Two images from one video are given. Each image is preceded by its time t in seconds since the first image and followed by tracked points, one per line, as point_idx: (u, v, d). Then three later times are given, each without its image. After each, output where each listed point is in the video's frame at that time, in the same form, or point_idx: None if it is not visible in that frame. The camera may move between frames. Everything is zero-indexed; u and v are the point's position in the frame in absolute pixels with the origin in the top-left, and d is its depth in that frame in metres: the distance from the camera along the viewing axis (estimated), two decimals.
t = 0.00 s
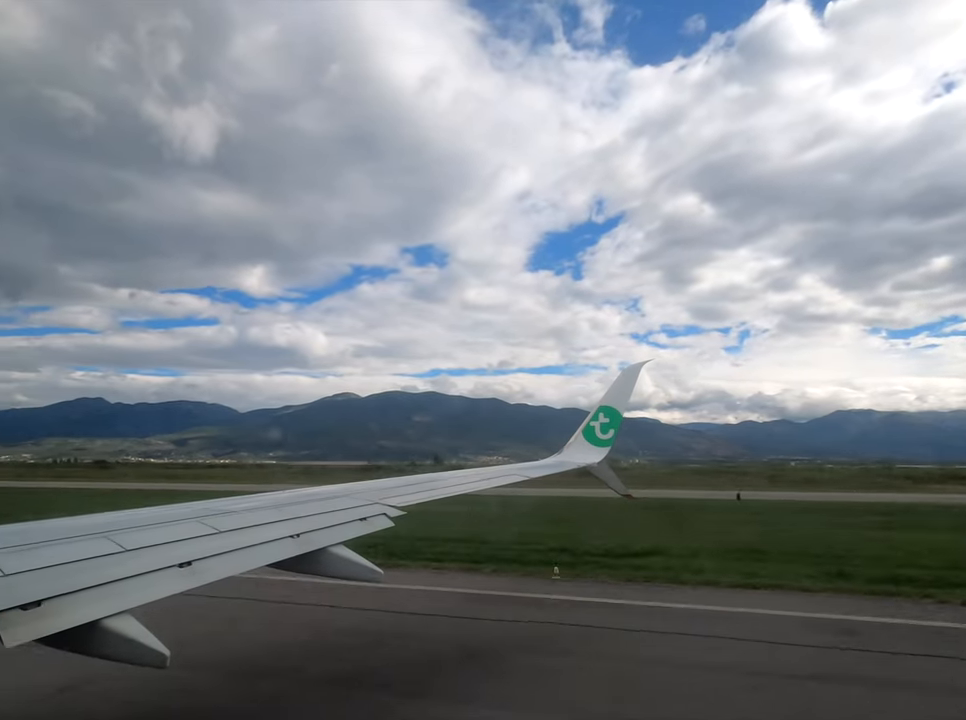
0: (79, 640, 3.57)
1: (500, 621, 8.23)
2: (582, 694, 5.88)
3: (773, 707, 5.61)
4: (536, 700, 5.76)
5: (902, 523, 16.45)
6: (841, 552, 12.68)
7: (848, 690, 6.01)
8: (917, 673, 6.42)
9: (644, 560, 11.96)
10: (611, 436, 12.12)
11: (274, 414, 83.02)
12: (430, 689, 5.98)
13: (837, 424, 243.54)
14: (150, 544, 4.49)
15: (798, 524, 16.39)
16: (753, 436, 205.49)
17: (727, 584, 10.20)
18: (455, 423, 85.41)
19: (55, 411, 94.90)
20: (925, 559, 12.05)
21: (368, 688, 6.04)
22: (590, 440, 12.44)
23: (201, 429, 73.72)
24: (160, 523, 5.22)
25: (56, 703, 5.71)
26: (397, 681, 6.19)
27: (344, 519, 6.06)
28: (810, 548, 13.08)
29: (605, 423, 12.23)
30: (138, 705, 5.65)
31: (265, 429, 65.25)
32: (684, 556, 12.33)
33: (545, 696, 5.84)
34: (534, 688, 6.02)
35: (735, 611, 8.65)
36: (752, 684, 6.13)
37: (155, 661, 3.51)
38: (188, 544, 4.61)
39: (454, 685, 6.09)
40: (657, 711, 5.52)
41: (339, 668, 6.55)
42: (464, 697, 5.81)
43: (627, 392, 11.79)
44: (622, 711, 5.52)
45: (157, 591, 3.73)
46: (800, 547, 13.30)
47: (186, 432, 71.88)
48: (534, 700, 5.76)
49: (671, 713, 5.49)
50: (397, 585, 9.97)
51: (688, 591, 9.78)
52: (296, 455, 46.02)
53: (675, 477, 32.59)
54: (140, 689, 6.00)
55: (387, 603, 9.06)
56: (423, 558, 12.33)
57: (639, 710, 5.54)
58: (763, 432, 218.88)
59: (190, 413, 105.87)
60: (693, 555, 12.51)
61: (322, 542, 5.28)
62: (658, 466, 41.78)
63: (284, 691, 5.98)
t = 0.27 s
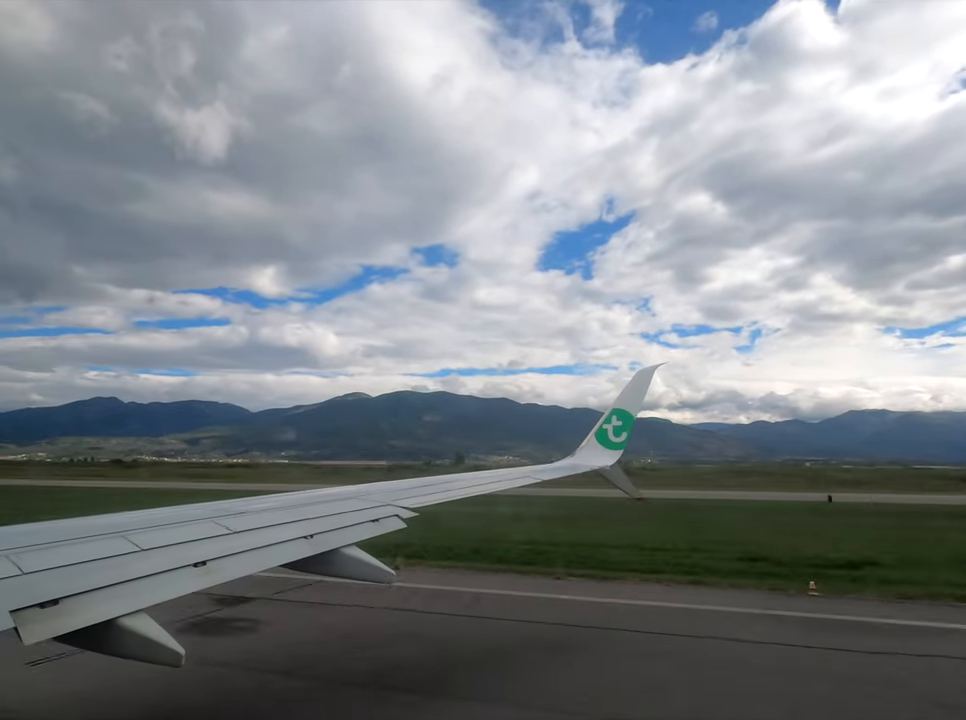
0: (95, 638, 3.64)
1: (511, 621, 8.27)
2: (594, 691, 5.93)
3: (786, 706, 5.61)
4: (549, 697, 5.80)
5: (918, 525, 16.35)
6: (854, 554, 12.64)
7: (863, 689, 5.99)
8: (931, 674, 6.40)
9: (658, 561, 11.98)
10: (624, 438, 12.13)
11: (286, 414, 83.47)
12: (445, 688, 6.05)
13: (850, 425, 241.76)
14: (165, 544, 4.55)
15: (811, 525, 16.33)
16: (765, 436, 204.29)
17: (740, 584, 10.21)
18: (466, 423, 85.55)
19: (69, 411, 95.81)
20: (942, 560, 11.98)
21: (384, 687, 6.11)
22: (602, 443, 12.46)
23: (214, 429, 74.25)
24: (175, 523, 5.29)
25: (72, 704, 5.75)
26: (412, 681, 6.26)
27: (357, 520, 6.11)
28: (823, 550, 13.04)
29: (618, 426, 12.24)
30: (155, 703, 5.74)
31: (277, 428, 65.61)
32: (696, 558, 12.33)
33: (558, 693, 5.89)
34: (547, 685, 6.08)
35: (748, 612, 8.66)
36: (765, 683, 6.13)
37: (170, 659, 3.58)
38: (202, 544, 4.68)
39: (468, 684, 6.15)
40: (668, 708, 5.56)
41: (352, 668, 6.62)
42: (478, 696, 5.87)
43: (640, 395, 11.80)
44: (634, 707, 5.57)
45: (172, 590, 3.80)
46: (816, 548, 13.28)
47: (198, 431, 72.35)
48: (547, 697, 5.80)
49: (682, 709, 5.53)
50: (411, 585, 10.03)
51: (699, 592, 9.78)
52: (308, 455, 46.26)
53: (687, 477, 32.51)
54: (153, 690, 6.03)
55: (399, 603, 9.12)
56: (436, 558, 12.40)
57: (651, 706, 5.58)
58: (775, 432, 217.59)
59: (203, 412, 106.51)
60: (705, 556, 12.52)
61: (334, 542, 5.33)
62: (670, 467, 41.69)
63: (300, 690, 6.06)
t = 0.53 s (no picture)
0: (114, 633, 3.72)
1: (523, 621, 8.32)
2: (606, 692, 5.97)
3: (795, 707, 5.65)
4: (562, 697, 5.85)
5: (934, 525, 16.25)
6: (867, 554, 12.56)
7: (874, 692, 6.01)
8: (945, 676, 6.39)
9: (670, 561, 12.01)
10: (636, 435, 12.13)
11: (298, 413, 83.85)
12: (459, 686, 6.13)
13: (863, 425, 239.78)
14: (181, 541, 4.63)
15: (826, 524, 16.22)
16: (778, 436, 202.86)
17: (752, 584, 10.23)
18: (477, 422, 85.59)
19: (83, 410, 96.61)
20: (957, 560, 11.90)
21: (400, 684, 6.21)
22: (614, 439, 12.47)
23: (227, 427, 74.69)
24: (192, 520, 5.39)
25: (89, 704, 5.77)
26: (427, 679, 6.33)
27: (370, 518, 6.19)
28: (836, 549, 12.97)
29: (630, 422, 12.24)
30: (176, 698, 5.86)
31: (289, 428, 65.94)
32: (708, 557, 12.33)
33: (571, 694, 5.93)
34: (560, 685, 6.12)
35: (758, 613, 8.70)
36: (773, 685, 6.16)
37: (186, 654, 3.65)
38: (217, 541, 4.76)
39: (481, 682, 6.23)
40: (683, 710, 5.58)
41: (368, 665, 6.71)
42: (493, 694, 5.94)
43: (652, 391, 11.79)
44: (645, 709, 5.60)
45: (187, 586, 3.87)
46: (830, 547, 13.23)
47: (211, 430, 72.82)
48: (560, 697, 5.85)
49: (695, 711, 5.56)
50: (424, 585, 10.11)
51: (713, 592, 9.79)
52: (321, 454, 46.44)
53: (700, 476, 32.38)
54: (169, 688, 6.09)
55: (412, 602, 9.20)
56: (448, 557, 12.46)
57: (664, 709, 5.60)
58: (788, 431, 216.18)
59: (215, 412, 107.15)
60: (717, 555, 12.50)
61: (349, 539, 5.41)
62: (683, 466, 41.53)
63: (317, 686, 6.17)
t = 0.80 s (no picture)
0: (130, 630, 3.77)
1: (534, 621, 8.34)
2: (616, 693, 5.98)
3: (803, 708, 5.66)
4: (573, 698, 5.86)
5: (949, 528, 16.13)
6: (880, 558, 12.49)
7: (888, 696, 6.00)
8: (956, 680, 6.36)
9: (681, 562, 12.01)
10: (648, 438, 12.12)
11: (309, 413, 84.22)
12: (470, 684, 6.17)
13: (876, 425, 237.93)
14: (195, 539, 4.68)
15: (838, 527, 16.14)
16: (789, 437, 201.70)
17: (763, 585, 10.23)
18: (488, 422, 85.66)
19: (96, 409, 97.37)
20: None
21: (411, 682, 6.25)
22: (626, 442, 12.46)
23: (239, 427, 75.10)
24: (206, 518, 5.45)
25: (103, 704, 5.81)
26: (437, 677, 6.37)
27: (382, 517, 6.22)
28: (848, 552, 12.89)
29: (642, 425, 12.24)
30: (189, 697, 5.93)
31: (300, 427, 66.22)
32: (720, 558, 12.30)
33: (582, 694, 5.95)
34: (570, 685, 6.14)
35: (769, 613, 8.70)
36: (784, 687, 6.16)
37: (199, 652, 3.68)
38: (230, 540, 4.80)
39: (493, 681, 6.26)
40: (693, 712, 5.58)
41: (379, 663, 6.75)
42: (503, 693, 5.97)
43: (665, 394, 11.78)
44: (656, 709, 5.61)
45: (200, 584, 3.91)
46: (843, 550, 13.17)
47: (223, 429, 73.25)
48: (570, 698, 5.87)
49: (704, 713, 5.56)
50: (434, 583, 10.17)
51: (724, 594, 9.77)
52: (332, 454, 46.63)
53: (711, 477, 32.27)
54: (183, 687, 6.16)
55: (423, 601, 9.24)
56: (459, 557, 12.50)
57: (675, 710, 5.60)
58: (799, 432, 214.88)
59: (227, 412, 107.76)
60: (729, 557, 12.46)
61: (360, 539, 5.45)
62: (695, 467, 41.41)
63: (329, 684, 6.22)
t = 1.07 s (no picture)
0: (143, 628, 3.82)
1: (542, 621, 8.37)
2: (625, 695, 5.99)
3: (807, 710, 5.68)
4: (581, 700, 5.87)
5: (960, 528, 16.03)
6: (891, 557, 12.43)
7: (895, 697, 5.97)
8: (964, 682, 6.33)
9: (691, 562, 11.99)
10: (659, 434, 12.11)
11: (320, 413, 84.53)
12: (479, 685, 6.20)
13: (889, 425, 236.15)
14: (206, 537, 4.73)
15: (848, 527, 16.08)
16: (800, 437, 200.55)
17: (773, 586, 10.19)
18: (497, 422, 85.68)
19: (110, 408, 98.15)
20: None
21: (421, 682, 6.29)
22: (637, 438, 12.45)
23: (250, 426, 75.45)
24: (217, 516, 5.49)
25: (121, 700, 5.89)
26: (447, 677, 6.41)
27: (391, 516, 6.26)
28: (859, 552, 12.84)
29: (652, 421, 12.23)
30: (202, 695, 5.99)
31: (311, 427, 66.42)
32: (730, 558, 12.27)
33: (590, 696, 5.96)
34: (577, 687, 6.15)
35: (776, 615, 8.70)
36: (789, 689, 6.17)
37: (211, 649, 3.71)
38: (241, 538, 4.84)
39: (502, 683, 6.28)
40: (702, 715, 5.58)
41: (389, 663, 6.80)
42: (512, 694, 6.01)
43: (675, 390, 11.76)
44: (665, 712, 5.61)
45: (212, 582, 3.96)
46: (854, 550, 13.13)
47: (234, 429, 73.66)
48: (578, 700, 5.88)
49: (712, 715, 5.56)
50: (445, 583, 10.21)
51: (734, 594, 9.74)
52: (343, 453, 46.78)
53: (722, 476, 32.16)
54: (198, 684, 6.23)
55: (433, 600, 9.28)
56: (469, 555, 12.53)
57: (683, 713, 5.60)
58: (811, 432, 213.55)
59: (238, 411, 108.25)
60: (739, 557, 12.42)
61: (370, 537, 5.49)
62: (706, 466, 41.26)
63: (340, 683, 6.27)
